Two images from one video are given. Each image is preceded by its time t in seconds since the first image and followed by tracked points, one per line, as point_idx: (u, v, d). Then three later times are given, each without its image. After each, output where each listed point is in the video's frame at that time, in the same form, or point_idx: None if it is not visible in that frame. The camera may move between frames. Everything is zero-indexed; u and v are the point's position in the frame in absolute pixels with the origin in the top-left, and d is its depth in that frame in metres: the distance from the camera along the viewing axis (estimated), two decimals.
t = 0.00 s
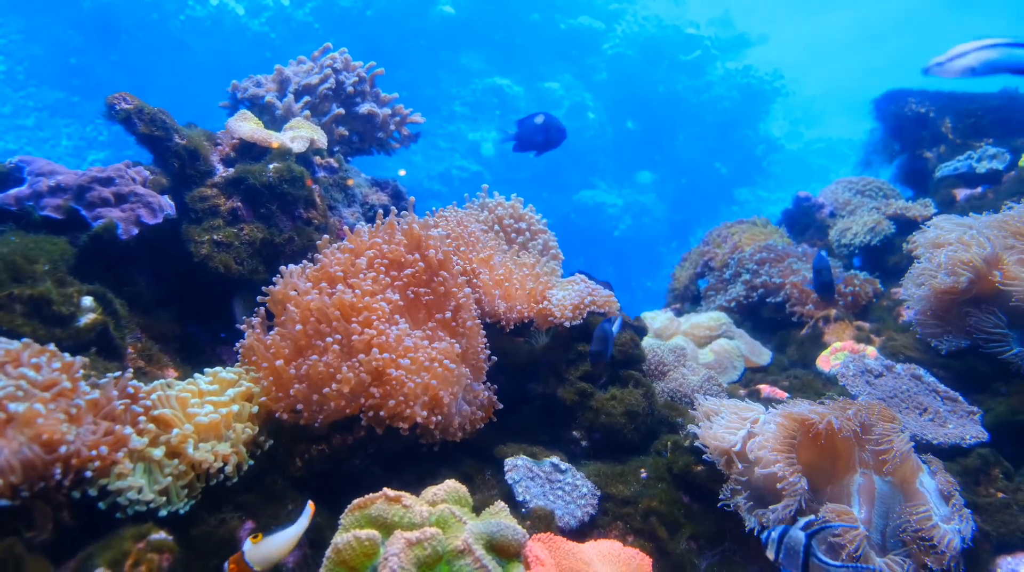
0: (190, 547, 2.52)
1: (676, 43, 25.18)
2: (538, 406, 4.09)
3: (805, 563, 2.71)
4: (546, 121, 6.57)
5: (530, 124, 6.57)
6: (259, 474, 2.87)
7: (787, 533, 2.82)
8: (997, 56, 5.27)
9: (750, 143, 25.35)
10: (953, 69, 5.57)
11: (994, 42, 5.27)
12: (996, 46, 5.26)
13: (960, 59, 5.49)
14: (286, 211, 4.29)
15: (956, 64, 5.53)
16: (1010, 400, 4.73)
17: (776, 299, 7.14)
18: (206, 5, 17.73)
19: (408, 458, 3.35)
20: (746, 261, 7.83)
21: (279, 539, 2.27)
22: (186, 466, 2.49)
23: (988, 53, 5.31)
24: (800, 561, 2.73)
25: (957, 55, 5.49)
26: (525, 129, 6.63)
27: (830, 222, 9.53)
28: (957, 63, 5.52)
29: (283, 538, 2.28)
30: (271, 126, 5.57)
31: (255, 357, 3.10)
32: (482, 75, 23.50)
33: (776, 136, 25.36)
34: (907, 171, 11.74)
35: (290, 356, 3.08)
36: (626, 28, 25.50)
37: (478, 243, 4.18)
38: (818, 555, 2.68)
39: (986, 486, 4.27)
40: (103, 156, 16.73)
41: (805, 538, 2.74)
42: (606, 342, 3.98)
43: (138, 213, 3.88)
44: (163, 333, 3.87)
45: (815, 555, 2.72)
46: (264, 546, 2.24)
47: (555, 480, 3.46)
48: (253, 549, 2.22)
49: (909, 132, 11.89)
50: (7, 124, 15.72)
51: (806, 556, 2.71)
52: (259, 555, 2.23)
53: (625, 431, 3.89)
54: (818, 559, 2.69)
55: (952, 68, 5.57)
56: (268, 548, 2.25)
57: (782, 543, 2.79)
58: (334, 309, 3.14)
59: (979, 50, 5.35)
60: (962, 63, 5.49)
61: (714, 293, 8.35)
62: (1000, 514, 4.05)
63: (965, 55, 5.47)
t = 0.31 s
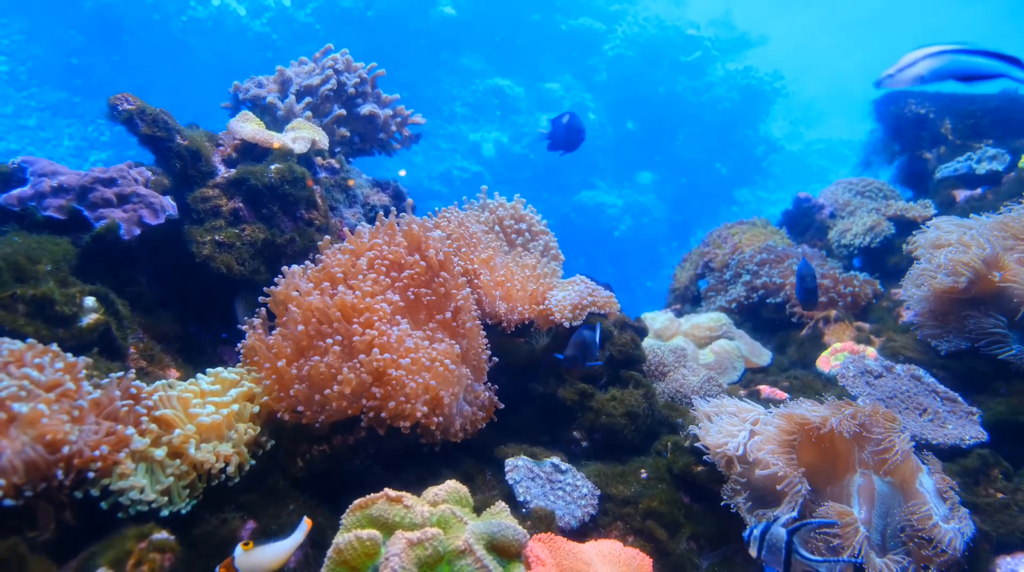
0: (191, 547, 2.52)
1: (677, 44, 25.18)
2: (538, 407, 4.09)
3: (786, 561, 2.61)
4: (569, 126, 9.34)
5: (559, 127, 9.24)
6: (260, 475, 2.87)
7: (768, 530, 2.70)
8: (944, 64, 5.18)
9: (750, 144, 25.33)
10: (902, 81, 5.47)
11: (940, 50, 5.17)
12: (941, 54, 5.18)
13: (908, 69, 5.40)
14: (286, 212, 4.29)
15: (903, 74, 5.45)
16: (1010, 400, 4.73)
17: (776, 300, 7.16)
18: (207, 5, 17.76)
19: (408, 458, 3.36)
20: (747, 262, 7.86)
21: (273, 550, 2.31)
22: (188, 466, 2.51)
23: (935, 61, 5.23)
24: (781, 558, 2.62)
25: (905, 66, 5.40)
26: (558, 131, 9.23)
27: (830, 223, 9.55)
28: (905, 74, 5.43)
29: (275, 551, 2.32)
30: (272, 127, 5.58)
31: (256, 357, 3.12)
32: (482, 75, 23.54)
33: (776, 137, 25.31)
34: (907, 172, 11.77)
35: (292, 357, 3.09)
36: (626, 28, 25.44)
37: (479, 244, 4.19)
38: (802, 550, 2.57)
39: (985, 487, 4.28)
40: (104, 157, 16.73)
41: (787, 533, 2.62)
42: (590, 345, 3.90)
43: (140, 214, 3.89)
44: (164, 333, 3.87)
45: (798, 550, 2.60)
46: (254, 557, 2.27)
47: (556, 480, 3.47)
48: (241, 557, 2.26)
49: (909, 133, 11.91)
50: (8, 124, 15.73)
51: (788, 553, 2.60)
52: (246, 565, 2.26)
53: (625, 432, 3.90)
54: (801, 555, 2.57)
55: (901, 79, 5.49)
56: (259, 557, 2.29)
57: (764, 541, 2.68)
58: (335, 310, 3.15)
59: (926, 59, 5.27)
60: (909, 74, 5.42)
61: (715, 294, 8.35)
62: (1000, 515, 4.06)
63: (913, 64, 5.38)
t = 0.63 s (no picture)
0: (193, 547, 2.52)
1: (677, 45, 24.96)
2: (539, 407, 4.09)
3: (770, 559, 2.61)
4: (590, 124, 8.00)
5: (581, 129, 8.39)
6: (261, 475, 2.87)
7: (751, 529, 2.72)
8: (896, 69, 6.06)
9: (750, 145, 25.28)
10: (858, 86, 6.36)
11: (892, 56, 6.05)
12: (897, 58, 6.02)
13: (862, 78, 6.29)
14: (287, 213, 4.30)
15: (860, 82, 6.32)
16: (1010, 402, 4.73)
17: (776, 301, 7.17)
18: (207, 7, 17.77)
19: (410, 458, 3.37)
20: (746, 264, 7.86)
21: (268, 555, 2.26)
22: (190, 468, 2.51)
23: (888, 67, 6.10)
24: (766, 555, 2.63)
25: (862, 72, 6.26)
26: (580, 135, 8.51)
27: (830, 224, 9.57)
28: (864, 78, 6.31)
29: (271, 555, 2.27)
30: (273, 128, 5.60)
31: (258, 358, 3.12)
32: (483, 76, 23.54)
33: (776, 138, 25.10)
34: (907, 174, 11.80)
35: (294, 357, 3.10)
36: (626, 30, 25.19)
37: (480, 245, 4.20)
38: (785, 548, 2.57)
39: (985, 488, 4.28)
40: (106, 159, 16.74)
41: (771, 530, 2.63)
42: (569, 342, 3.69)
43: (141, 216, 3.90)
44: (166, 334, 3.88)
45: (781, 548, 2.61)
46: (248, 556, 2.25)
47: (557, 481, 3.48)
48: (235, 555, 2.25)
49: (910, 135, 11.92)
50: (9, 126, 15.74)
51: (772, 550, 2.61)
52: (239, 563, 2.24)
53: (626, 433, 3.91)
54: (784, 552, 2.57)
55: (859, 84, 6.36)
56: (253, 559, 2.25)
57: (746, 540, 2.69)
58: (336, 311, 3.16)
59: (881, 65, 6.14)
60: (865, 80, 6.27)
61: (715, 294, 8.35)
62: (1000, 515, 4.07)
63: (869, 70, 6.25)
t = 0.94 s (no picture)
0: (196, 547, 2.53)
1: (677, 46, 25.10)
2: (540, 407, 4.10)
3: (757, 559, 2.60)
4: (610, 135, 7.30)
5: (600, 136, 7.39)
6: (263, 475, 2.87)
7: (739, 529, 2.71)
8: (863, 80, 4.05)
9: (751, 146, 25.26)
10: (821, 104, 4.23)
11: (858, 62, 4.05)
12: (864, 66, 4.04)
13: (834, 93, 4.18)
14: (290, 213, 4.31)
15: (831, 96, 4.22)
16: (1011, 403, 4.75)
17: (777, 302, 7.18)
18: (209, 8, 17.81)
19: (411, 459, 3.38)
20: (747, 265, 7.87)
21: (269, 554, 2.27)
22: (193, 467, 2.51)
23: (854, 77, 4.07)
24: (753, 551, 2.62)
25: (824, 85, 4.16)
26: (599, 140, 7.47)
27: (831, 225, 9.58)
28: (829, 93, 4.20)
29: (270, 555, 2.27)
30: (275, 129, 5.60)
31: (261, 358, 3.13)
32: (483, 77, 23.55)
33: (776, 139, 24.95)
34: (908, 175, 11.80)
35: (297, 357, 3.10)
36: (626, 31, 25.30)
37: (483, 245, 4.21)
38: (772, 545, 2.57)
39: (986, 489, 4.29)
40: (108, 159, 16.73)
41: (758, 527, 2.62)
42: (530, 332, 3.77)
43: (144, 216, 3.91)
44: (169, 334, 3.89)
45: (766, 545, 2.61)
46: (252, 550, 2.27)
47: (558, 481, 3.48)
48: (240, 547, 2.26)
49: (910, 136, 11.93)
50: (10, 126, 15.74)
51: (759, 548, 2.59)
52: (242, 555, 2.26)
53: (627, 433, 3.92)
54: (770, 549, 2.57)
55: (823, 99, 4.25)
56: (253, 554, 2.27)
57: (734, 539, 2.67)
58: (339, 311, 3.16)
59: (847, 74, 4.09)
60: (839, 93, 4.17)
61: (716, 295, 8.35)
62: (1001, 516, 4.07)
63: (833, 82, 4.19)
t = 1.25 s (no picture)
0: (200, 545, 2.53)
1: (679, 46, 25.28)
2: (542, 406, 4.10)
3: (738, 558, 2.68)
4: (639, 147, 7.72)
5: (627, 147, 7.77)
6: (266, 473, 2.87)
7: (729, 525, 2.89)
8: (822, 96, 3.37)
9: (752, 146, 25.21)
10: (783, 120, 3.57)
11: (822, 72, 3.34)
12: (828, 79, 3.33)
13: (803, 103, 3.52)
14: (292, 213, 4.33)
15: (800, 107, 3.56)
16: (1013, 403, 4.75)
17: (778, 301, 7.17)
18: (211, 8, 17.87)
19: (414, 457, 3.38)
20: (749, 264, 7.86)
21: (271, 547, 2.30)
22: (196, 466, 2.51)
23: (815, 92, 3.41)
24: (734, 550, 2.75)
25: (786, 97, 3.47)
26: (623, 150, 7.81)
27: (833, 225, 9.59)
28: (795, 105, 3.50)
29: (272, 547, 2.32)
30: (277, 128, 5.60)
31: (264, 356, 3.13)
32: (485, 77, 23.57)
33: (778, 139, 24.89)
34: (908, 174, 11.79)
35: (301, 355, 3.10)
36: (629, 31, 25.55)
37: (485, 245, 4.21)
38: (748, 542, 2.69)
39: (988, 488, 4.28)
40: (109, 159, 16.71)
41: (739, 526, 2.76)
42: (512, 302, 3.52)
43: (147, 215, 3.93)
44: (171, 334, 3.89)
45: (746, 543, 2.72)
46: (255, 542, 2.33)
47: (561, 480, 3.48)
48: (243, 536, 2.31)
49: (911, 136, 11.92)
50: (13, 125, 15.78)
51: (737, 545, 2.72)
52: (244, 545, 2.32)
53: (630, 432, 3.92)
54: (748, 547, 2.69)
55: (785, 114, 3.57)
56: (257, 544, 2.32)
57: (723, 533, 2.86)
58: (342, 310, 3.17)
59: (811, 86, 3.40)
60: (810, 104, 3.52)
61: (718, 295, 8.33)
62: (1004, 516, 4.06)
63: (802, 94, 3.46)
